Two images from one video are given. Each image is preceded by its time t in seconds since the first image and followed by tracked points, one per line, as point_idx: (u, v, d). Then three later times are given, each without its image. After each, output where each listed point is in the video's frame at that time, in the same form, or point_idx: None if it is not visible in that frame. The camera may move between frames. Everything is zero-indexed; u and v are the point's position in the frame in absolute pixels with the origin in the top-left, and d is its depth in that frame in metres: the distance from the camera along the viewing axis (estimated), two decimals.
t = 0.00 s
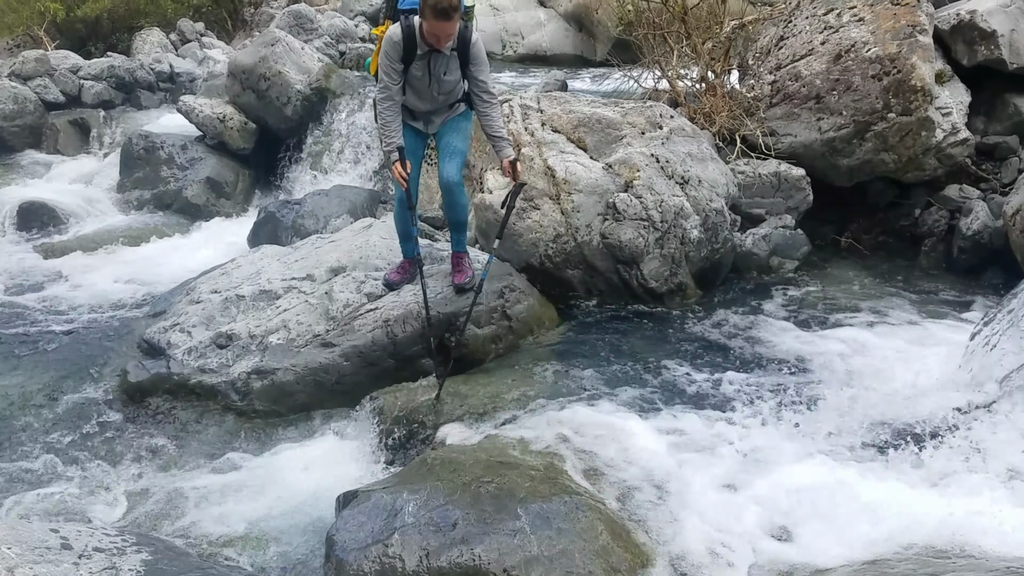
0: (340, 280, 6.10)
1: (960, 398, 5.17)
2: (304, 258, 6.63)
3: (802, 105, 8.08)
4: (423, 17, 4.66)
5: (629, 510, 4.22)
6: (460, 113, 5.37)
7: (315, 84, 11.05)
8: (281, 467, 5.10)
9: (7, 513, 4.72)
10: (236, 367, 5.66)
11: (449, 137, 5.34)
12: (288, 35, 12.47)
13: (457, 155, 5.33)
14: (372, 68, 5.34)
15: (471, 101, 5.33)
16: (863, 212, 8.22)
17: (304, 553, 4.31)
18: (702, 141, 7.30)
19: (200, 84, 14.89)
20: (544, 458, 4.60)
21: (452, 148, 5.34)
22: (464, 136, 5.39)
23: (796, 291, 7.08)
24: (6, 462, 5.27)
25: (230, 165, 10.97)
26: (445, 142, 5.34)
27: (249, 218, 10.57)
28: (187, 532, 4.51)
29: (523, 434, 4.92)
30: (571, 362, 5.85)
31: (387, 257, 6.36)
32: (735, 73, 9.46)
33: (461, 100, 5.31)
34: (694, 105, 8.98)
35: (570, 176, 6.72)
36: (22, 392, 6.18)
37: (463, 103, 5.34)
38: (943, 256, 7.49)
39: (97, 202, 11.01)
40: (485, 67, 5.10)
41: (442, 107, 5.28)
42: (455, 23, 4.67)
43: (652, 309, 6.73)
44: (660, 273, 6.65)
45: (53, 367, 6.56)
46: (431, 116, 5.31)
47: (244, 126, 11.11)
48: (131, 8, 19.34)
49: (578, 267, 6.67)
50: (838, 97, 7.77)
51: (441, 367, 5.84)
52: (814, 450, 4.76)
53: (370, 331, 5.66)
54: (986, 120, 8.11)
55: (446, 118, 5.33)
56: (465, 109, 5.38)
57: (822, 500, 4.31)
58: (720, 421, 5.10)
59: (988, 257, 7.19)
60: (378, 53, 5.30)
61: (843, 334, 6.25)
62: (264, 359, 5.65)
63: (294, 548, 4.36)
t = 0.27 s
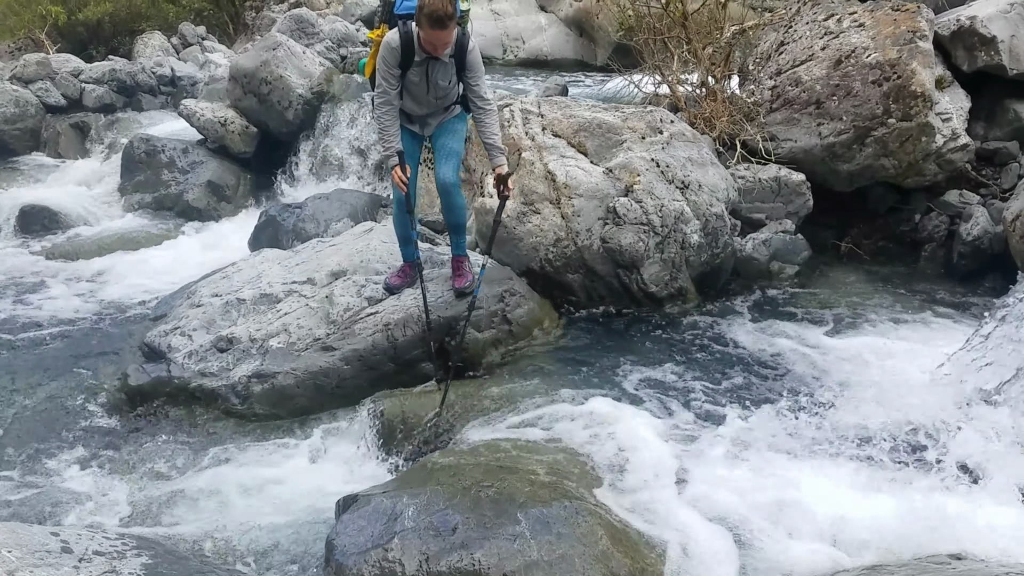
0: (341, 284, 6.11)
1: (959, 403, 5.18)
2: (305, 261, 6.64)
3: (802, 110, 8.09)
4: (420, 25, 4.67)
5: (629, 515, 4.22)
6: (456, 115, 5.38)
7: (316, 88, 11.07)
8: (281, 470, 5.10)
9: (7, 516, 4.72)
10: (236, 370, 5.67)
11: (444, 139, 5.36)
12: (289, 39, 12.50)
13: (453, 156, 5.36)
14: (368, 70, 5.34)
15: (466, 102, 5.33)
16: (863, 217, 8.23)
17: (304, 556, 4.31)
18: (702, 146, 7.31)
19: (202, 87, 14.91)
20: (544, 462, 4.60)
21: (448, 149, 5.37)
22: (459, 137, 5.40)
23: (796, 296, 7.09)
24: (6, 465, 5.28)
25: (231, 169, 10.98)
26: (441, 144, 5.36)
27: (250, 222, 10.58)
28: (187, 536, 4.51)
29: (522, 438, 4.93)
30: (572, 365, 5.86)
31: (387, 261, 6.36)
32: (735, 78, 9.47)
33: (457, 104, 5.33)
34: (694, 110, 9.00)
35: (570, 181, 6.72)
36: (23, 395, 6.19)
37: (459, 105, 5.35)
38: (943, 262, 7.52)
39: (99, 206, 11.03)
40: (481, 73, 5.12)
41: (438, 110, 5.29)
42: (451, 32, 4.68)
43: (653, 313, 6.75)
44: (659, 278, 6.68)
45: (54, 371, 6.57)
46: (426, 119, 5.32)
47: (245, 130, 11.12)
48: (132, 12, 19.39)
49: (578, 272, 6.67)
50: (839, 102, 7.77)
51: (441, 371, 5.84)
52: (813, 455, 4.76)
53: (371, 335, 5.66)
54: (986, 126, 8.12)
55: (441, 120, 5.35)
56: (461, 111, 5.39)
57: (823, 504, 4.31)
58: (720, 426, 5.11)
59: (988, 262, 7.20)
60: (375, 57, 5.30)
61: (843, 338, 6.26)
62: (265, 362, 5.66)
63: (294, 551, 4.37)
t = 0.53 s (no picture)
0: (341, 286, 6.12)
1: (959, 406, 5.20)
2: (305, 264, 6.65)
3: (802, 113, 8.10)
4: (422, 33, 4.66)
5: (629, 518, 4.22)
6: (452, 118, 5.39)
7: (316, 90, 11.07)
8: (281, 472, 5.10)
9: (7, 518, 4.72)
10: (236, 373, 5.67)
11: (441, 142, 5.38)
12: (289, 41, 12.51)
13: (450, 158, 5.37)
14: (365, 73, 5.34)
15: (463, 106, 5.34)
16: (863, 220, 8.24)
17: (304, 559, 4.32)
18: (702, 149, 7.32)
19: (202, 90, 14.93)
20: (544, 465, 4.60)
21: (445, 151, 5.38)
22: (456, 140, 5.41)
23: (796, 299, 7.10)
24: (6, 467, 5.28)
25: (231, 171, 11.00)
26: (438, 147, 5.38)
27: (250, 224, 10.59)
28: (187, 538, 4.51)
29: (522, 441, 4.92)
30: (572, 368, 5.87)
31: (387, 264, 6.36)
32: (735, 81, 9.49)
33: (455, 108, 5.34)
34: (694, 113, 9.02)
35: (570, 184, 6.74)
36: (22, 397, 6.19)
37: (456, 109, 5.36)
38: (942, 265, 7.54)
39: (99, 208, 11.04)
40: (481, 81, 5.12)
41: (435, 113, 5.29)
42: (453, 40, 4.68)
43: (653, 316, 6.73)
44: (660, 280, 6.66)
45: (54, 373, 6.57)
46: (424, 122, 5.33)
47: (245, 133, 11.12)
48: (132, 14, 19.40)
49: (578, 274, 6.67)
50: (838, 106, 7.79)
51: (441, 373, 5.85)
52: (814, 457, 4.76)
53: (371, 337, 5.67)
54: (986, 129, 8.14)
55: (438, 124, 5.35)
56: (457, 115, 5.41)
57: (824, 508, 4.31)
58: (720, 429, 5.10)
59: (988, 266, 7.22)
60: (374, 59, 5.31)
61: (843, 341, 6.28)
62: (265, 365, 5.66)
63: (293, 553, 4.37)
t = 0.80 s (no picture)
0: (337, 286, 6.11)
1: (954, 408, 5.21)
2: (301, 263, 6.64)
3: (799, 115, 8.11)
4: (420, 34, 4.65)
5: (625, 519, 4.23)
6: (447, 120, 5.38)
7: (313, 90, 11.06)
8: (276, 473, 5.09)
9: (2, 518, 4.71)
10: (232, 372, 5.67)
11: (436, 143, 5.37)
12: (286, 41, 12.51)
13: (445, 160, 5.36)
14: (360, 74, 5.33)
15: (457, 108, 5.36)
16: (859, 222, 8.26)
17: (300, 560, 4.31)
18: (699, 151, 7.33)
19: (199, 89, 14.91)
20: (540, 466, 4.61)
21: (440, 153, 5.37)
22: (451, 142, 5.41)
23: (792, 300, 7.11)
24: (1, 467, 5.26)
25: (227, 171, 10.98)
26: (433, 148, 5.37)
27: (246, 224, 10.57)
28: (182, 538, 4.50)
29: (517, 441, 4.93)
30: (568, 368, 5.88)
31: (384, 264, 6.36)
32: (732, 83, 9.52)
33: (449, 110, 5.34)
34: (691, 115, 9.03)
35: (566, 184, 6.72)
36: (17, 396, 6.17)
37: (451, 111, 5.37)
38: (937, 267, 7.57)
39: (94, 207, 11.02)
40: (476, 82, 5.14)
41: (430, 115, 5.29)
42: (450, 41, 4.68)
43: (648, 317, 6.76)
44: (655, 281, 6.68)
45: (49, 372, 6.55)
46: (418, 123, 5.32)
47: (242, 132, 11.12)
48: (128, 13, 19.39)
49: (575, 275, 6.68)
50: (834, 108, 7.80)
51: (437, 373, 5.85)
52: (809, 458, 4.78)
53: (367, 337, 5.66)
54: (981, 132, 8.17)
55: (433, 125, 5.35)
56: (452, 116, 5.40)
57: (820, 509, 4.31)
58: (716, 429, 5.12)
59: (983, 268, 7.24)
60: (369, 60, 5.30)
61: (838, 343, 6.29)
62: (261, 365, 5.65)
63: (289, 553, 4.37)
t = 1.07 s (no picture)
0: (335, 286, 6.11)
1: (952, 409, 5.23)
2: (299, 263, 6.64)
3: (797, 116, 8.11)
4: (417, 30, 4.64)
5: (624, 519, 4.23)
6: (445, 122, 5.39)
7: (312, 90, 11.06)
8: (274, 473, 5.09)
9: None
10: (230, 372, 5.66)
11: (433, 145, 5.36)
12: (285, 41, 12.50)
13: (443, 162, 5.35)
14: (358, 77, 5.36)
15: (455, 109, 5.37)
16: (857, 223, 8.27)
17: (297, 560, 4.30)
18: (697, 151, 7.33)
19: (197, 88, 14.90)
20: (539, 465, 4.62)
21: (437, 155, 5.36)
22: (449, 143, 5.41)
23: (790, 301, 7.11)
24: None
25: (226, 170, 10.97)
26: (430, 150, 5.36)
27: (244, 223, 10.55)
28: (179, 539, 4.49)
29: (516, 441, 4.94)
30: (566, 368, 5.88)
31: (382, 264, 6.36)
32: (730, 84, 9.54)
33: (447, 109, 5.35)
34: (689, 115, 9.04)
35: (565, 185, 6.73)
36: (14, 395, 6.16)
37: (448, 112, 5.37)
38: (934, 269, 7.57)
39: (92, 206, 11.00)
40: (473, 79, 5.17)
41: (428, 116, 5.29)
42: (447, 36, 4.67)
43: (645, 317, 6.78)
44: (653, 282, 6.70)
45: (46, 371, 6.54)
46: (416, 125, 5.32)
47: (240, 132, 11.13)
48: (127, 12, 19.39)
49: (573, 276, 6.67)
50: (833, 109, 7.81)
51: (436, 373, 5.84)
52: (807, 458, 4.79)
53: (365, 337, 5.66)
54: (980, 133, 8.18)
55: (430, 127, 5.34)
56: (449, 118, 5.41)
57: (818, 510, 4.32)
58: (714, 430, 5.12)
59: (981, 269, 7.25)
60: (366, 61, 5.32)
61: (836, 344, 6.30)
62: (259, 364, 5.64)
63: (286, 553, 4.36)
